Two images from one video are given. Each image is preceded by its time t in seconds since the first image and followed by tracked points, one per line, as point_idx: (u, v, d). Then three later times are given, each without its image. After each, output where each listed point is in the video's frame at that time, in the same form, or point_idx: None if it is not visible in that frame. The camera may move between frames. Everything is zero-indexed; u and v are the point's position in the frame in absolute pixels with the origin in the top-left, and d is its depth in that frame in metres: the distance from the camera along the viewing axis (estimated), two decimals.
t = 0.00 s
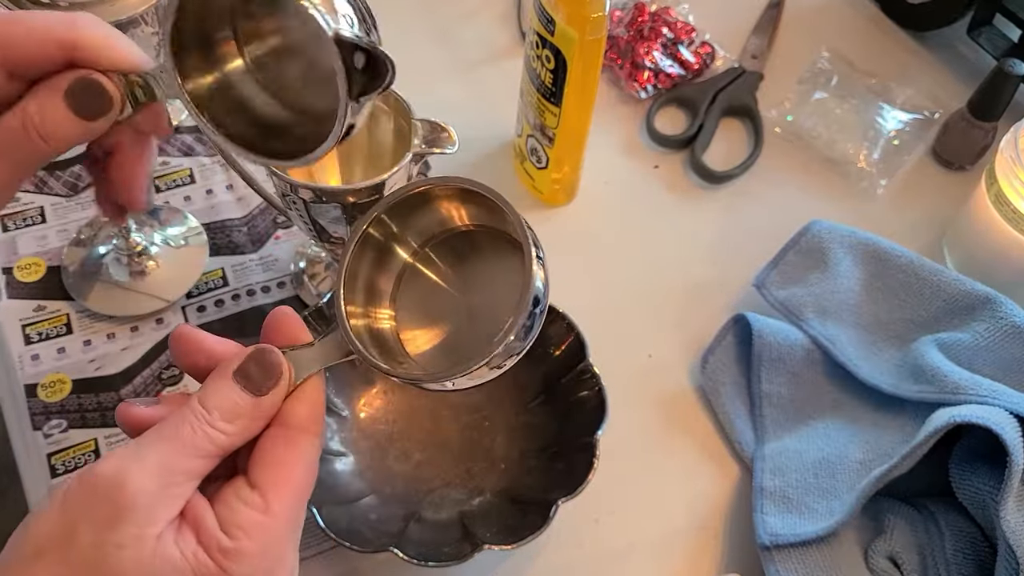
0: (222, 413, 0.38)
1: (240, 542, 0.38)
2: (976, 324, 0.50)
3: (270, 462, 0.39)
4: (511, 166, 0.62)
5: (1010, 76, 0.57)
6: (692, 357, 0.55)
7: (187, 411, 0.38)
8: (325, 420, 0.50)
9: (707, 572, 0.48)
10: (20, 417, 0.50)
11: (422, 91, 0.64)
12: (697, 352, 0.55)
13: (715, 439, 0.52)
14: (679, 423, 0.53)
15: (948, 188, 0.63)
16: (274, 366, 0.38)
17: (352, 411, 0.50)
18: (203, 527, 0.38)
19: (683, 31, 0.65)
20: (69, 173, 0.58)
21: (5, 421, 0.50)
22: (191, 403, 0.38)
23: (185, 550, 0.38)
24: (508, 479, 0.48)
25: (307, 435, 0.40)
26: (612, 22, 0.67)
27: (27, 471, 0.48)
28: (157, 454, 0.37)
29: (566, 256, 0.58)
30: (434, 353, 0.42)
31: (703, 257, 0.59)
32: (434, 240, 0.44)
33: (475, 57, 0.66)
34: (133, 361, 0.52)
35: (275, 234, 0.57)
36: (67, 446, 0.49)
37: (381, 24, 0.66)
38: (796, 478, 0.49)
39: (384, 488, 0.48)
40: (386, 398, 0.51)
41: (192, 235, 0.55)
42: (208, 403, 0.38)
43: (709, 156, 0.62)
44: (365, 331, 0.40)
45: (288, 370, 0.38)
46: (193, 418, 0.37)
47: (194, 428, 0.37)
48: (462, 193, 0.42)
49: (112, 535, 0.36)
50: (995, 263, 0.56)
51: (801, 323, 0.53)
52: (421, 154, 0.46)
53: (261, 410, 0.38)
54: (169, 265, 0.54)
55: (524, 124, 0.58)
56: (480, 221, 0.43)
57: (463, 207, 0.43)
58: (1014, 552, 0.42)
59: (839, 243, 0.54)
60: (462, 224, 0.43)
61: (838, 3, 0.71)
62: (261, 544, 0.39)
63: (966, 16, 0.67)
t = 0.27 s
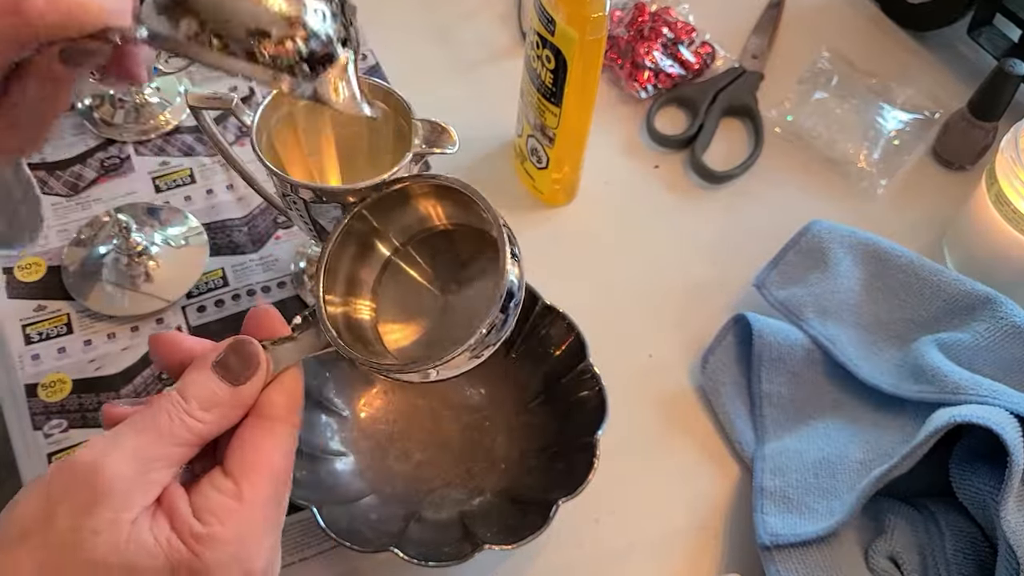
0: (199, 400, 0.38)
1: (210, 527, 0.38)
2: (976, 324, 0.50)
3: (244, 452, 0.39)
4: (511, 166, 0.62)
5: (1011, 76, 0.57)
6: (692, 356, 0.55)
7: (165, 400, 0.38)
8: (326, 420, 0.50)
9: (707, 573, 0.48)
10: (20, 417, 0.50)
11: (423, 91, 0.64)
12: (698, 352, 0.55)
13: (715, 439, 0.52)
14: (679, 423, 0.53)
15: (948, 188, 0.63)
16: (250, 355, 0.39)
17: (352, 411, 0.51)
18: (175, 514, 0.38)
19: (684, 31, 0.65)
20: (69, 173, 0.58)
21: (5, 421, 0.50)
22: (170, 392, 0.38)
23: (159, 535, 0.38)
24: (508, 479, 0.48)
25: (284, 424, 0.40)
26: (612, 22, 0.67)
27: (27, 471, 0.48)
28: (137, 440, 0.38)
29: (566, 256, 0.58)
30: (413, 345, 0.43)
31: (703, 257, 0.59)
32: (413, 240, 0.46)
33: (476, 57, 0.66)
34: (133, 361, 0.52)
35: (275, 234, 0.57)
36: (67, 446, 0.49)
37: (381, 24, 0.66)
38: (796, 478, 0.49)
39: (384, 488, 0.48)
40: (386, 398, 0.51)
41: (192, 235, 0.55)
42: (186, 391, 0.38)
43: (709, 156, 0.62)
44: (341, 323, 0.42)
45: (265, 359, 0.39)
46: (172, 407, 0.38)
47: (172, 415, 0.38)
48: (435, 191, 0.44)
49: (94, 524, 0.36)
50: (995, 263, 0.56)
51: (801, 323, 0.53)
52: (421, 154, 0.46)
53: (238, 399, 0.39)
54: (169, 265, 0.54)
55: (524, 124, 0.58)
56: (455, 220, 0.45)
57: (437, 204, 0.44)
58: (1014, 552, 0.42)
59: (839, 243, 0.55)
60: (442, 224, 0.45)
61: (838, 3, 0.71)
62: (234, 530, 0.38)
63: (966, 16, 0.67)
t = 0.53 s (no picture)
0: (208, 397, 0.37)
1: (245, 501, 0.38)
2: (976, 323, 0.50)
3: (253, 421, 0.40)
4: (511, 166, 0.62)
5: (1011, 77, 0.57)
6: (692, 356, 0.55)
7: (172, 402, 0.37)
8: (326, 420, 0.50)
9: (707, 573, 0.48)
10: (20, 417, 0.50)
11: (423, 91, 0.64)
12: (697, 352, 0.55)
13: (715, 439, 0.52)
14: (679, 423, 0.53)
15: (948, 188, 0.63)
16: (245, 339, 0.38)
17: (353, 411, 0.51)
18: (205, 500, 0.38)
19: (684, 31, 0.65)
20: (69, 173, 0.58)
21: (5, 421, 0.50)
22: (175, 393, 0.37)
23: (177, 532, 0.36)
24: (508, 478, 0.48)
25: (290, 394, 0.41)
26: (613, 22, 0.67)
27: (27, 471, 0.48)
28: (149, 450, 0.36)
29: (566, 256, 0.58)
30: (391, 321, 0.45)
31: (703, 256, 0.59)
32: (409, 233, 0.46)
33: (475, 56, 0.66)
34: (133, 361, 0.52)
35: (275, 234, 0.57)
36: (67, 446, 0.49)
37: (382, 24, 0.66)
38: (796, 478, 0.49)
39: (385, 488, 0.48)
40: (385, 398, 0.52)
41: (192, 235, 0.55)
42: (194, 391, 0.37)
43: (709, 156, 0.62)
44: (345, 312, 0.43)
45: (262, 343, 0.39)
46: (183, 411, 0.37)
47: (185, 419, 0.37)
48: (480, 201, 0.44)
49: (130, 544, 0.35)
50: (995, 264, 0.56)
51: (801, 322, 0.53)
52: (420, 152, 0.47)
53: (244, 386, 0.39)
54: (170, 264, 0.54)
55: (524, 124, 0.58)
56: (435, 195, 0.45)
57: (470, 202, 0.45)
58: (1015, 552, 0.42)
59: (839, 242, 0.55)
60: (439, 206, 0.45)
61: (839, 4, 0.72)
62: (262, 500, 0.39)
63: (967, 17, 0.67)
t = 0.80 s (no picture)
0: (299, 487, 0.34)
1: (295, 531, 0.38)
2: (976, 323, 0.50)
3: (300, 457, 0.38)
4: (512, 166, 0.62)
5: (1011, 77, 0.57)
6: (692, 356, 0.55)
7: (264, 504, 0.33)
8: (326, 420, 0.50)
9: (707, 573, 0.48)
10: (20, 417, 0.49)
11: (423, 91, 0.64)
12: (697, 352, 0.55)
13: (715, 440, 0.52)
14: (679, 423, 0.53)
15: (948, 188, 0.63)
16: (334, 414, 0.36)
17: (353, 411, 0.51)
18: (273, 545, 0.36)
19: (684, 31, 0.65)
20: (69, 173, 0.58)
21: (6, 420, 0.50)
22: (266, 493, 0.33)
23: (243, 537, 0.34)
24: (508, 479, 0.48)
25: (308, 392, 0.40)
26: (613, 22, 0.67)
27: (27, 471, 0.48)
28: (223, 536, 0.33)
29: (567, 257, 0.58)
30: (336, 278, 0.37)
31: (703, 256, 0.59)
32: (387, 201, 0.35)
33: (475, 57, 0.66)
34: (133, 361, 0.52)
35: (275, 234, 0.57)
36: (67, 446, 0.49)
37: (382, 24, 0.66)
38: (796, 478, 0.49)
39: (385, 488, 0.48)
40: (385, 398, 0.51)
41: (193, 235, 0.55)
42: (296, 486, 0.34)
43: (709, 156, 0.62)
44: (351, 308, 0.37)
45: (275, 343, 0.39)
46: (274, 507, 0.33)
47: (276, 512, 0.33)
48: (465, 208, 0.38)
49: None
50: (995, 264, 0.56)
51: (801, 323, 0.53)
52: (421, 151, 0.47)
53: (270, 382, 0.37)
54: (170, 264, 0.54)
55: (524, 124, 0.58)
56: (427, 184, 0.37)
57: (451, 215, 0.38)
58: (1015, 553, 0.42)
59: (840, 242, 0.55)
60: (423, 189, 0.37)
61: (839, 4, 0.72)
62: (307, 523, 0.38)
63: (967, 17, 0.67)
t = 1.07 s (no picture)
0: (204, 401, 0.33)
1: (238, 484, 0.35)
2: (976, 323, 0.51)
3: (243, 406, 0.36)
4: (512, 166, 0.62)
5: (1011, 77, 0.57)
6: (692, 356, 0.55)
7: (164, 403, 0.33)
8: (326, 420, 0.50)
9: (707, 573, 0.48)
10: (19, 417, 0.49)
11: (423, 91, 0.64)
12: (697, 352, 0.55)
13: (715, 439, 0.52)
14: (679, 423, 0.53)
15: (949, 188, 0.63)
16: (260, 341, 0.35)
17: (353, 411, 0.51)
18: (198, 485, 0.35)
19: (684, 31, 0.65)
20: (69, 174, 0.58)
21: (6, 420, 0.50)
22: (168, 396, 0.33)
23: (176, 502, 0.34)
24: (508, 479, 0.48)
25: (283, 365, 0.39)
26: (613, 22, 0.67)
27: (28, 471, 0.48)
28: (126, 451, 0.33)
29: (567, 257, 0.58)
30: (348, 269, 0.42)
31: (703, 256, 0.59)
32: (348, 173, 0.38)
33: (475, 57, 0.66)
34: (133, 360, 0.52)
35: (275, 234, 0.57)
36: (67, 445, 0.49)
37: (382, 24, 0.66)
38: (796, 478, 0.49)
39: (385, 488, 0.48)
40: (385, 398, 0.52)
41: (193, 235, 0.56)
42: (191, 393, 0.33)
43: (710, 156, 0.62)
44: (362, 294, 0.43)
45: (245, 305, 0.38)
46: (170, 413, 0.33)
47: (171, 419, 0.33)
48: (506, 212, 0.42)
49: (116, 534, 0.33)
50: (995, 264, 0.56)
51: (802, 322, 0.53)
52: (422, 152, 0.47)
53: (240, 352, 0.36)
54: (170, 264, 0.54)
55: (524, 124, 0.58)
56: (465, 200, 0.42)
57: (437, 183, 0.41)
58: (1015, 552, 0.42)
59: (840, 242, 0.55)
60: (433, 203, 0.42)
61: (839, 4, 0.72)
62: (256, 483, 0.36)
63: (967, 17, 0.67)
